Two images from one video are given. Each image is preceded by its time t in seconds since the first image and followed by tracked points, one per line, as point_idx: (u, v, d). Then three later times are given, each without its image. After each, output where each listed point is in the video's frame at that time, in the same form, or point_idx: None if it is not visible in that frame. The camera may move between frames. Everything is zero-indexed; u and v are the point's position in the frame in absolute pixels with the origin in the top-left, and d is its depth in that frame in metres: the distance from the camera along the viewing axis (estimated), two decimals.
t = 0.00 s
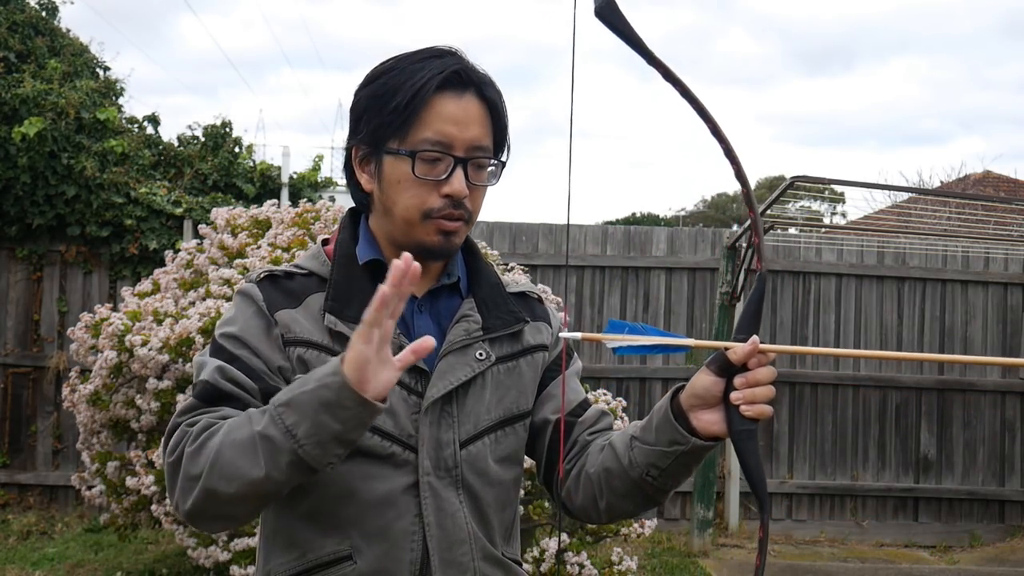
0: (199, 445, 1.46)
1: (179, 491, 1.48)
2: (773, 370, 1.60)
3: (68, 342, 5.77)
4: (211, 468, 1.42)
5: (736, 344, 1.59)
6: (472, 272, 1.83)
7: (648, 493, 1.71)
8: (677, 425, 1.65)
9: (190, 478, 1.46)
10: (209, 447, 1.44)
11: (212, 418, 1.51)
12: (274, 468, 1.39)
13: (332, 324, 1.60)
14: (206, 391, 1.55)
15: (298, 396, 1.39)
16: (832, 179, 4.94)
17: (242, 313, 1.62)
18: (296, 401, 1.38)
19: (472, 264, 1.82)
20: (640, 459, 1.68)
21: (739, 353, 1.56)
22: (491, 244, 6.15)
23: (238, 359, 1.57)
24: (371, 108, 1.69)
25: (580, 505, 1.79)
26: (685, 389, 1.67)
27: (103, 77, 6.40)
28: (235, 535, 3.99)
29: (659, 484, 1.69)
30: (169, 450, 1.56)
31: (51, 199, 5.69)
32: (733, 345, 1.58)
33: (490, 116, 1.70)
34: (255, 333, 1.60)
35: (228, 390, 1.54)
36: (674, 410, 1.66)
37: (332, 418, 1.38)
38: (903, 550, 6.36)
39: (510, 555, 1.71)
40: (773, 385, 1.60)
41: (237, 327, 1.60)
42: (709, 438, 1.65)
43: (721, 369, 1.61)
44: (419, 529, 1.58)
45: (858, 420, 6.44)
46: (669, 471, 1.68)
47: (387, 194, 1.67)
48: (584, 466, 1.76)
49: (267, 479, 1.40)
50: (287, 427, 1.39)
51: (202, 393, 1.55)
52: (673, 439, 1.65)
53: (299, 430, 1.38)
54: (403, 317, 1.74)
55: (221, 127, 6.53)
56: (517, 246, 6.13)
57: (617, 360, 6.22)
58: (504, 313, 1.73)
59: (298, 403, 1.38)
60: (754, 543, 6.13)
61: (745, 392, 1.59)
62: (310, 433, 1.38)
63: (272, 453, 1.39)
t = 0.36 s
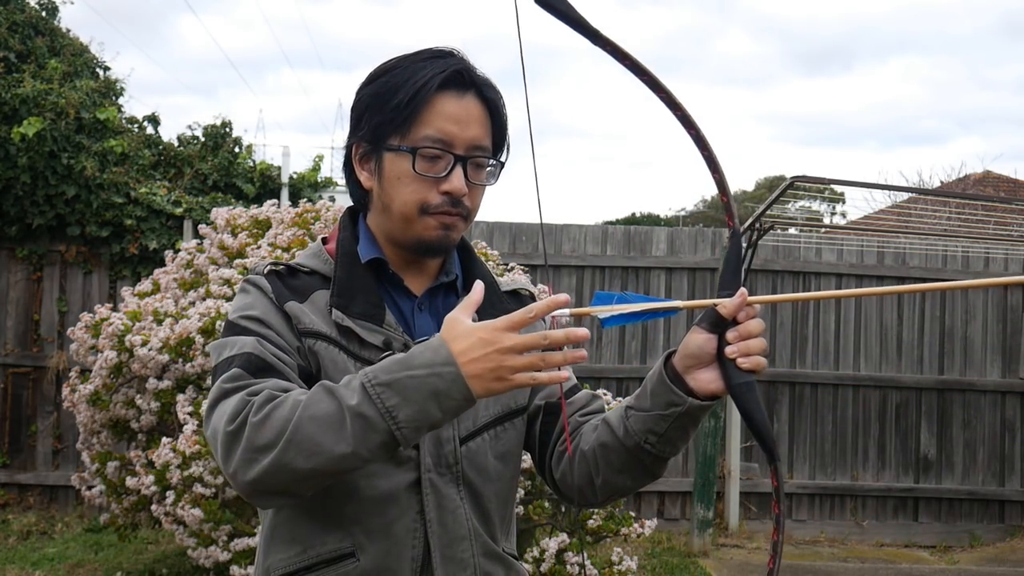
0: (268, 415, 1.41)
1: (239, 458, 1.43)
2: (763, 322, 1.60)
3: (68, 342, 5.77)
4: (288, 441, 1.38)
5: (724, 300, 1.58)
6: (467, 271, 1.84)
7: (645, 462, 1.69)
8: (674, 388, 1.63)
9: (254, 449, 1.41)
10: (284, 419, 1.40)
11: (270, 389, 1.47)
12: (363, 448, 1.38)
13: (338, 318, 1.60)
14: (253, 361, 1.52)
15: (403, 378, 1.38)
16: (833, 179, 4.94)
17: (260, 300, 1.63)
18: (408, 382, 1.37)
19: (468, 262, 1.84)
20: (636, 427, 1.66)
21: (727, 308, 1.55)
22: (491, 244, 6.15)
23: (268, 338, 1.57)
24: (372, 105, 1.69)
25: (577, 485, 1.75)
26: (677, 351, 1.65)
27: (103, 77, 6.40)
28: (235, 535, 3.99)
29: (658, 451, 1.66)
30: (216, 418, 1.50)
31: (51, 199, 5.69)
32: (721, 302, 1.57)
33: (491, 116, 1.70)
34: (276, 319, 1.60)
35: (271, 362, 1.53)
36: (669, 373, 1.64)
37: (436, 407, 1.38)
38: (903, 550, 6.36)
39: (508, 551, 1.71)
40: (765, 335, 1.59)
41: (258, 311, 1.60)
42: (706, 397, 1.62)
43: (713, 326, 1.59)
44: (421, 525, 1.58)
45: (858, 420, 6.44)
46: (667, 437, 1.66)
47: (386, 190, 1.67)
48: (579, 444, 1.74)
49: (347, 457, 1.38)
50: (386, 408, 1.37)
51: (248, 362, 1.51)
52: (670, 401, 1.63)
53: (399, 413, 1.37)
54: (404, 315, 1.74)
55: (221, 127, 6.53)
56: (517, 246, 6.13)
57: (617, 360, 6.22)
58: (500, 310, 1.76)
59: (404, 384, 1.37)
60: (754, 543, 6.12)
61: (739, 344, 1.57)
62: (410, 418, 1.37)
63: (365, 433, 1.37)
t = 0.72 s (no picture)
0: (272, 405, 1.42)
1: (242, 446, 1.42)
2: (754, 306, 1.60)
3: (68, 342, 5.77)
4: (290, 431, 1.38)
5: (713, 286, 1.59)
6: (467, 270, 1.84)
7: (643, 452, 1.68)
8: (670, 376, 1.63)
9: (257, 438, 1.41)
10: (286, 409, 1.40)
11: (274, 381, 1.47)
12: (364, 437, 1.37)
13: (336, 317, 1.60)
14: (258, 356, 1.51)
15: (406, 371, 1.37)
16: (833, 179, 4.94)
17: (264, 297, 1.63)
18: (412, 373, 1.37)
19: (469, 261, 1.84)
20: (632, 416, 1.65)
21: (718, 293, 1.57)
22: (491, 245, 6.15)
23: (273, 334, 1.57)
24: (364, 106, 1.70)
25: (577, 476, 1.75)
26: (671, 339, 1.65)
27: (102, 77, 6.40)
28: (235, 535, 3.99)
29: (656, 440, 1.66)
30: (220, 408, 1.50)
31: (51, 199, 5.69)
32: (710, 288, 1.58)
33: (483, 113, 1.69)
34: (278, 315, 1.60)
35: (275, 354, 1.53)
36: (662, 362, 1.64)
37: (438, 401, 1.38)
38: (903, 550, 6.36)
39: (510, 547, 1.71)
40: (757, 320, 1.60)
41: (262, 308, 1.60)
42: (706, 384, 1.63)
43: (704, 313, 1.59)
44: (418, 521, 1.57)
45: (858, 420, 6.44)
46: (663, 425, 1.65)
47: (379, 186, 1.67)
48: (576, 436, 1.73)
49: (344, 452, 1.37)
50: (387, 399, 1.37)
51: (253, 356, 1.51)
52: (664, 388, 1.62)
53: (399, 405, 1.37)
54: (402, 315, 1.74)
55: (220, 127, 6.53)
56: (517, 246, 6.13)
57: (618, 360, 6.22)
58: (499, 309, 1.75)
59: (406, 376, 1.37)
60: (754, 543, 6.13)
61: (732, 329, 1.58)
62: (411, 410, 1.37)
63: (366, 423, 1.37)
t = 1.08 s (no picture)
0: (249, 409, 1.43)
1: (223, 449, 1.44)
2: (683, 226, 1.45)
3: (68, 342, 5.77)
4: (267, 433, 1.39)
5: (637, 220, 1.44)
6: (464, 266, 1.81)
7: (622, 401, 1.52)
8: (620, 321, 1.48)
9: (238, 441, 1.43)
10: (263, 412, 1.41)
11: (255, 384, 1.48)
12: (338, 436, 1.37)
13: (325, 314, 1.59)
14: (243, 359, 1.53)
15: (372, 367, 1.38)
16: (833, 179, 4.94)
17: (257, 298, 1.64)
18: (378, 371, 1.37)
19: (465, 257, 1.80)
20: (594, 367, 1.51)
21: (639, 226, 1.42)
22: (491, 245, 6.15)
23: (262, 336, 1.58)
24: (349, 106, 1.73)
25: (569, 451, 1.58)
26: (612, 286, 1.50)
27: (102, 78, 6.41)
28: (235, 535, 3.99)
29: (627, 383, 1.50)
30: (207, 412, 1.52)
31: (51, 199, 5.69)
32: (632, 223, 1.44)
33: (464, 107, 1.68)
34: (269, 315, 1.61)
35: (262, 357, 1.54)
36: (609, 302, 1.50)
37: (406, 397, 1.37)
38: (903, 550, 6.36)
39: (504, 542, 1.65)
40: (689, 240, 1.45)
41: (254, 309, 1.61)
42: (661, 320, 1.47)
43: (635, 250, 1.44)
44: (403, 515, 1.55)
45: (858, 420, 6.45)
46: (629, 366, 1.49)
47: (359, 183, 1.68)
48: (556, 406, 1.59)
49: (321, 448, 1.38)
50: (357, 399, 1.37)
51: (239, 358, 1.53)
52: (615, 326, 1.48)
53: (369, 403, 1.37)
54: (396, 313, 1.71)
55: (220, 127, 6.53)
56: (517, 246, 6.13)
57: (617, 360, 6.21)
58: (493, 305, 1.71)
59: (374, 375, 1.37)
60: (754, 543, 6.13)
61: (665, 258, 1.43)
62: (381, 407, 1.37)
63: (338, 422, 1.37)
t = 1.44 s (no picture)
0: (207, 462, 1.48)
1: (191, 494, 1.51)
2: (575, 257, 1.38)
3: (68, 342, 5.77)
4: (222, 490, 1.45)
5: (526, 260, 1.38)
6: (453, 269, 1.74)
7: (551, 434, 1.50)
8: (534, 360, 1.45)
9: (200, 490, 1.49)
10: (219, 466, 1.46)
11: (214, 429, 1.53)
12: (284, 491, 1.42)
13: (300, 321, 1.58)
14: (210, 395, 1.56)
15: (302, 435, 1.40)
16: (832, 179, 4.94)
17: (241, 312, 1.66)
18: (306, 439, 1.39)
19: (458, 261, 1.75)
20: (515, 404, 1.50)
21: (528, 271, 1.36)
22: (491, 245, 6.15)
23: (236, 354, 1.59)
24: (341, 108, 1.73)
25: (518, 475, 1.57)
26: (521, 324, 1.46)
27: (103, 77, 6.41)
28: (234, 535, 3.99)
29: (548, 418, 1.48)
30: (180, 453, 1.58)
31: (51, 199, 5.69)
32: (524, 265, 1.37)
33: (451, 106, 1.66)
34: (250, 329, 1.61)
35: (230, 387, 1.56)
36: (519, 340, 1.48)
37: (334, 462, 1.39)
38: (903, 550, 6.36)
39: (478, 552, 1.60)
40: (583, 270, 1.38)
41: (236, 324, 1.63)
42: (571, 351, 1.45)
43: (531, 296, 1.39)
44: (370, 521, 1.55)
45: (858, 420, 6.45)
46: (546, 403, 1.47)
47: (350, 185, 1.69)
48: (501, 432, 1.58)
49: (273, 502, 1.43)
50: (292, 464, 1.41)
51: (208, 393, 1.57)
52: (524, 365, 1.46)
53: (303, 468, 1.40)
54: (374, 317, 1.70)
55: (221, 127, 6.53)
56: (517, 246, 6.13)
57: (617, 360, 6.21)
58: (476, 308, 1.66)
59: (302, 443, 1.40)
60: (754, 543, 6.14)
61: (562, 296, 1.37)
62: (314, 472, 1.40)
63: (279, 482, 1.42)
